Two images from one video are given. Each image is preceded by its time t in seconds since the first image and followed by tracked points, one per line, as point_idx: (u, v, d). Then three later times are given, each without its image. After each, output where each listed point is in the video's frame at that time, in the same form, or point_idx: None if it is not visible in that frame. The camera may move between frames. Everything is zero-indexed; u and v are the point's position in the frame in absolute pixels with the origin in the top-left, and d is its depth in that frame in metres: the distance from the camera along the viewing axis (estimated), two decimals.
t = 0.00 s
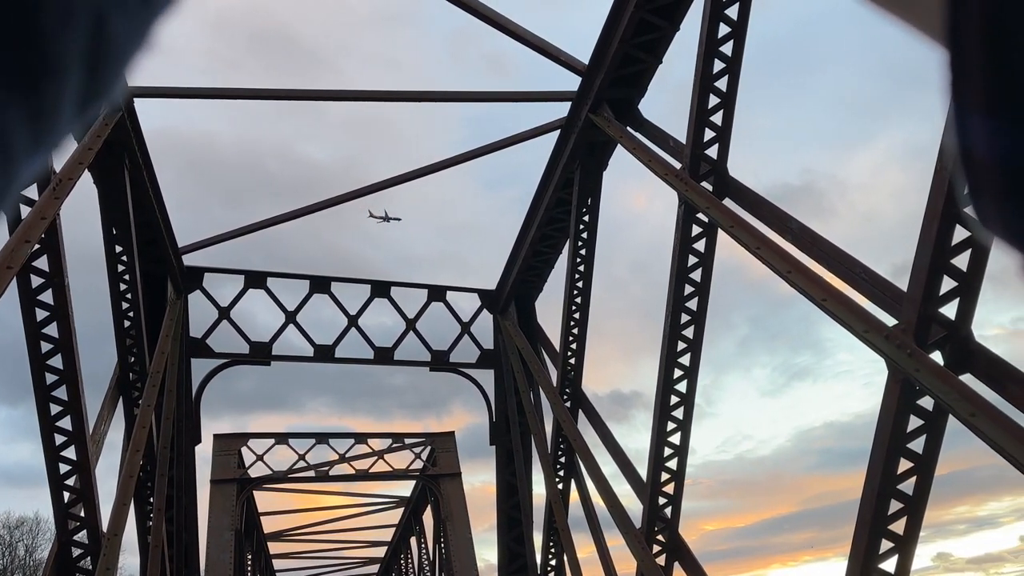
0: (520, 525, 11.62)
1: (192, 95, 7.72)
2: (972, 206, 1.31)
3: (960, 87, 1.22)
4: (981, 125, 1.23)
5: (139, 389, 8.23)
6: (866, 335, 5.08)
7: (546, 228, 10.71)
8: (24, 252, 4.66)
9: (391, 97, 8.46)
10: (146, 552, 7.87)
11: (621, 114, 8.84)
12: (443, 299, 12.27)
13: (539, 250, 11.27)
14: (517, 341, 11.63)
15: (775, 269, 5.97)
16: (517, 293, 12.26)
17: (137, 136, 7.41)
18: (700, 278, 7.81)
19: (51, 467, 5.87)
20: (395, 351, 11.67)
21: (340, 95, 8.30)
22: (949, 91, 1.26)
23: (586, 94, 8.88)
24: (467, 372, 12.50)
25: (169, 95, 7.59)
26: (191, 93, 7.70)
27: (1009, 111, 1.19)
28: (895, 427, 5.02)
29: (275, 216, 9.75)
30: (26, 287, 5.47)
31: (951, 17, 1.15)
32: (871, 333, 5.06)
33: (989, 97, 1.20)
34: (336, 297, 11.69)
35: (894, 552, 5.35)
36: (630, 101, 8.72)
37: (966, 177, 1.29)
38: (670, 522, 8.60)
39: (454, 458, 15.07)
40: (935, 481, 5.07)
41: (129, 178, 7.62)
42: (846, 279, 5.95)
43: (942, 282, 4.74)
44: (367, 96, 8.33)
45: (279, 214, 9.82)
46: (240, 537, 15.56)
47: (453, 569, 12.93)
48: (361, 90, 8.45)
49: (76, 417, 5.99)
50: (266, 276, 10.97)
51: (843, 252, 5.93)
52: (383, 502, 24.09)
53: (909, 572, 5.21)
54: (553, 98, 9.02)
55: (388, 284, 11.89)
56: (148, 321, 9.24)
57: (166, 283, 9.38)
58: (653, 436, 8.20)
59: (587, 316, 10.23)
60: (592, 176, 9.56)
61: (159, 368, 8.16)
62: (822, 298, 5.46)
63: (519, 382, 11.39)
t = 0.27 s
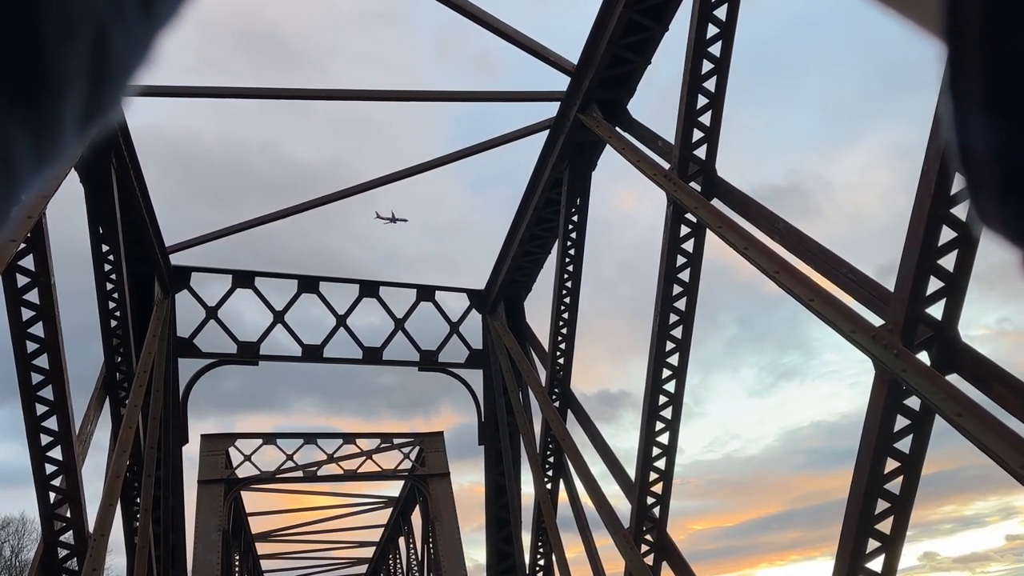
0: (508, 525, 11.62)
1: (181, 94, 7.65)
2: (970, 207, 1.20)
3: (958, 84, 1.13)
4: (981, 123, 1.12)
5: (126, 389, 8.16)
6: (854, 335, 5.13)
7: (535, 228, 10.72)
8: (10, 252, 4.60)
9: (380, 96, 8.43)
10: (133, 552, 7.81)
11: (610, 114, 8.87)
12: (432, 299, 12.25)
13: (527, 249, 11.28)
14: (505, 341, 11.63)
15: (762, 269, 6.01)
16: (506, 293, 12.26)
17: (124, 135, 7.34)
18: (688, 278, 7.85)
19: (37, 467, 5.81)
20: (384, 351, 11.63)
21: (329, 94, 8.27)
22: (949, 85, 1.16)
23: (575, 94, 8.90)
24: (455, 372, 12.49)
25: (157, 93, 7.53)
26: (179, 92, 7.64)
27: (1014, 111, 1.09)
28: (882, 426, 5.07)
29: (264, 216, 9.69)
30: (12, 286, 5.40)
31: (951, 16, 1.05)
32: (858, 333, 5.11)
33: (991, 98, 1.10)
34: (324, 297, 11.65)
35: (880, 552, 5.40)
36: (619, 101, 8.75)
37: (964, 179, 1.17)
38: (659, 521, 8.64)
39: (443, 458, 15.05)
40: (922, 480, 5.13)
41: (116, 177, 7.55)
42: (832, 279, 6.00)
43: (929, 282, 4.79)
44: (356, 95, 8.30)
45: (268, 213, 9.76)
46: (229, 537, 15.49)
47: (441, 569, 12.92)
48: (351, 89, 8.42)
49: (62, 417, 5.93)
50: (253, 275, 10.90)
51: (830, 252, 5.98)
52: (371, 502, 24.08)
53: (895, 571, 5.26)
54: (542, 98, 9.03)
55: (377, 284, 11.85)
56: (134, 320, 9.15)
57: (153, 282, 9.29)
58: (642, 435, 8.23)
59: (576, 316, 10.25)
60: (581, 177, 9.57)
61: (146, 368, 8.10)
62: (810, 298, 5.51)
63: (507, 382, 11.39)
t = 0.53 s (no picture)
0: (497, 525, 11.63)
1: (169, 92, 7.60)
2: (960, 201, 1.22)
3: (946, 80, 1.14)
4: (970, 122, 1.14)
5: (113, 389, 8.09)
6: (841, 335, 5.17)
7: (524, 228, 10.73)
8: None
9: (370, 96, 8.41)
10: (120, 552, 7.75)
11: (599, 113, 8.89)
12: (421, 299, 12.23)
13: (517, 250, 11.29)
14: (495, 341, 11.63)
15: (751, 269, 6.05)
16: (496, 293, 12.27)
17: (111, 133, 7.28)
18: (677, 279, 7.89)
19: (24, 467, 5.75)
20: (373, 350, 11.60)
21: (319, 93, 8.23)
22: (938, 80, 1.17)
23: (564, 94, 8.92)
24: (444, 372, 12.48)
25: (145, 92, 7.48)
26: (167, 90, 7.58)
27: (1003, 106, 1.10)
28: (870, 426, 5.12)
29: (253, 215, 9.64)
30: None
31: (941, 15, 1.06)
32: (846, 333, 5.15)
33: (978, 93, 1.11)
34: (313, 296, 11.60)
35: (868, 551, 5.45)
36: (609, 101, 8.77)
37: (955, 174, 1.18)
38: (647, 521, 8.67)
39: (432, 458, 15.04)
40: (909, 479, 5.18)
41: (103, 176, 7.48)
42: (820, 280, 6.05)
43: (915, 283, 4.84)
44: (346, 94, 8.28)
45: (257, 212, 9.71)
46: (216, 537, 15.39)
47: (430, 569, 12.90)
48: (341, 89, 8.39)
49: (49, 417, 5.88)
50: (241, 275, 10.84)
51: (818, 252, 6.03)
52: (360, 502, 24.01)
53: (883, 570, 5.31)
54: (532, 97, 9.04)
55: (366, 284, 11.82)
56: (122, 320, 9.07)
57: (141, 282, 9.22)
58: (631, 435, 8.26)
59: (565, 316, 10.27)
60: (570, 177, 9.59)
61: (133, 367, 8.03)
62: (798, 298, 5.55)
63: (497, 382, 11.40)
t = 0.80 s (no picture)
0: (484, 525, 11.63)
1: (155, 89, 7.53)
2: (950, 197, 1.22)
3: (938, 71, 1.15)
4: (962, 121, 1.15)
5: (98, 388, 8.01)
6: (827, 335, 5.22)
7: (512, 227, 10.74)
8: None
9: (359, 94, 8.38)
10: (104, 552, 7.68)
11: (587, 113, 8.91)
12: (408, 298, 12.21)
13: (504, 249, 11.30)
14: (482, 341, 11.63)
15: (737, 268, 6.09)
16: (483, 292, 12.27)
17: (97, 129, 7.20)
18: (665, 278, 7.93)
19: (7, 467, 5.68)
20: (360, 349, 11.56)
21: (307, 91, 8.19)
22: (929, 74, 1.19)
23: (552, 94, 8.94)
24: (431, 371, 12.46)
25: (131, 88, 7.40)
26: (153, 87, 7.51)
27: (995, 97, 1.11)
28: (855, 425, 5.17)
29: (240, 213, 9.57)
30: None
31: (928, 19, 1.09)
32: (832, 333, 5.20)
33: (970, 89, 1.13)
34: (300, 295, 11.54)
35: (852, 549, 5.51)
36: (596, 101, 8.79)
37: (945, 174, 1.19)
38: (634, 520, 8.71)
39: (419, 457, 15.01)
40: (893, 479, 5.24)
41: (88, 173, 7.40)
42: (806, 280, 6.11)
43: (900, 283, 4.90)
44: (335, 92, 8.24)
45: (243, 210, 9.65)
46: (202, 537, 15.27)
47: (416, 568, 12.89)
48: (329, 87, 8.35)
49: (33, 416, 5.81)
50: (228, 273, 10.76)
51: (804, 252, 6.08)
52: (347, 501, 23.93)
53: (867, 569, 5.37)
54: (520, 97, 9.05)
55: (353, 283, 11.77)
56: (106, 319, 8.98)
57: (126, 280, 9.13)
58: (618, 434, 8.29)
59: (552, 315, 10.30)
60: (558, 176, 9.61)
61: (118, 366, 7.96)
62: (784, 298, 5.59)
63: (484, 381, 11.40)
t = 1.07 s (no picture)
0: (464, 522, 11.64)
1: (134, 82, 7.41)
2: (935, 188, 1.26)
3: (925, 67, 1.19)
4: (949, 115, 1.18)
5: (75, 384, 7.89)
6: (806, 333, 5.29)
7: (494, 225, 10.75)
8: None
9: (342, 89, 8.32)
10: (81, 549, 7.58)
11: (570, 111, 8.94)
12: (390, 294, 12.17)
13: (485, 246, 11.30)
14: (463, 338, 11.62)
15: (717, 267, 6.16)
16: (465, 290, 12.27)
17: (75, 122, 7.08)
18: (646, 276, 7.99)
19: None
20: (341, 346, 11.50)
21: (290, 86, 8.12)
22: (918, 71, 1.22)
23: (535, 91, 8.96)
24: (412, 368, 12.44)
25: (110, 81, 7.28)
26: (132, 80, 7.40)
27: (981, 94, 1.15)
28: (833, 423, 5.25)
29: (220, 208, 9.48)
30: None
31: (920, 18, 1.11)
32: (810, 331, 5.27)
33: (959, 84, 1.16)
34: (280, 291, 11.46)
35: (830, 546, 5.59)
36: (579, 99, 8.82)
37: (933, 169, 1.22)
38: (613, 517, 8.77)
39: (399, 455, 14.97)
40: (870, 476, 5.32)
41: (66, 166, 7.28)
42: (785, 278, 6.19)
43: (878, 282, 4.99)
44: (318, 87, 8.17)
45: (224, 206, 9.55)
46: (179, 534, 15.10)
47: (396, 566, 12.86)
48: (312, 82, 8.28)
49: (9, 412, 5.71)
50: (207, 269, 10.65)
51: (783, 251, 6.16)
52: (327, 498, 23.82)
53: (844, 565, 5.46)
54: (502, 94, 9.05)
55: (334, 279, 11.71)
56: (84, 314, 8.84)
57: (105, 275, 8.99)
58: (598, 431, 8.35)
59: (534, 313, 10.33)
60: (540, 174, 9.62)
61: (96, 362, 7.85)
62: (763, 296, 5.66)
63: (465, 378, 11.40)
